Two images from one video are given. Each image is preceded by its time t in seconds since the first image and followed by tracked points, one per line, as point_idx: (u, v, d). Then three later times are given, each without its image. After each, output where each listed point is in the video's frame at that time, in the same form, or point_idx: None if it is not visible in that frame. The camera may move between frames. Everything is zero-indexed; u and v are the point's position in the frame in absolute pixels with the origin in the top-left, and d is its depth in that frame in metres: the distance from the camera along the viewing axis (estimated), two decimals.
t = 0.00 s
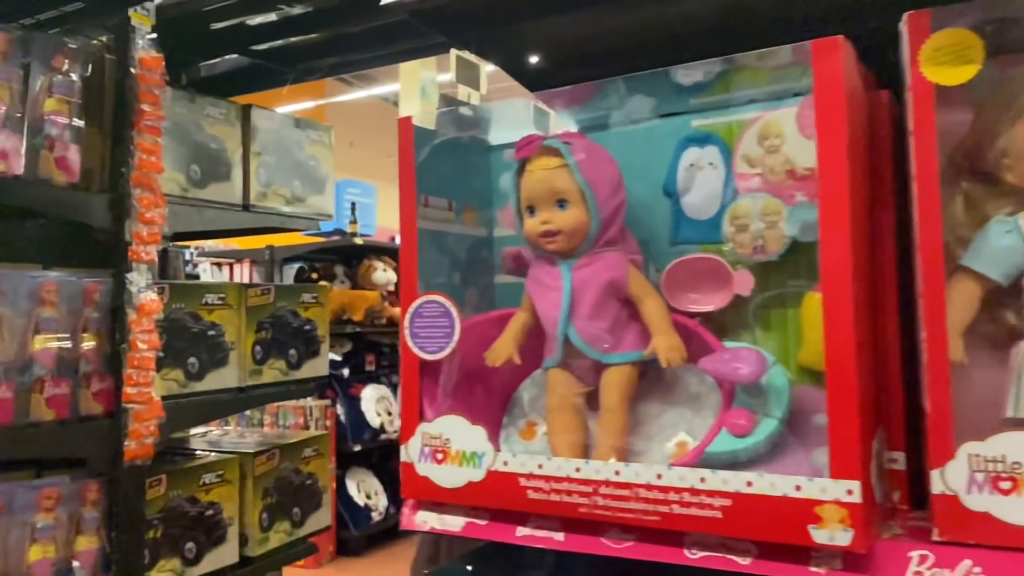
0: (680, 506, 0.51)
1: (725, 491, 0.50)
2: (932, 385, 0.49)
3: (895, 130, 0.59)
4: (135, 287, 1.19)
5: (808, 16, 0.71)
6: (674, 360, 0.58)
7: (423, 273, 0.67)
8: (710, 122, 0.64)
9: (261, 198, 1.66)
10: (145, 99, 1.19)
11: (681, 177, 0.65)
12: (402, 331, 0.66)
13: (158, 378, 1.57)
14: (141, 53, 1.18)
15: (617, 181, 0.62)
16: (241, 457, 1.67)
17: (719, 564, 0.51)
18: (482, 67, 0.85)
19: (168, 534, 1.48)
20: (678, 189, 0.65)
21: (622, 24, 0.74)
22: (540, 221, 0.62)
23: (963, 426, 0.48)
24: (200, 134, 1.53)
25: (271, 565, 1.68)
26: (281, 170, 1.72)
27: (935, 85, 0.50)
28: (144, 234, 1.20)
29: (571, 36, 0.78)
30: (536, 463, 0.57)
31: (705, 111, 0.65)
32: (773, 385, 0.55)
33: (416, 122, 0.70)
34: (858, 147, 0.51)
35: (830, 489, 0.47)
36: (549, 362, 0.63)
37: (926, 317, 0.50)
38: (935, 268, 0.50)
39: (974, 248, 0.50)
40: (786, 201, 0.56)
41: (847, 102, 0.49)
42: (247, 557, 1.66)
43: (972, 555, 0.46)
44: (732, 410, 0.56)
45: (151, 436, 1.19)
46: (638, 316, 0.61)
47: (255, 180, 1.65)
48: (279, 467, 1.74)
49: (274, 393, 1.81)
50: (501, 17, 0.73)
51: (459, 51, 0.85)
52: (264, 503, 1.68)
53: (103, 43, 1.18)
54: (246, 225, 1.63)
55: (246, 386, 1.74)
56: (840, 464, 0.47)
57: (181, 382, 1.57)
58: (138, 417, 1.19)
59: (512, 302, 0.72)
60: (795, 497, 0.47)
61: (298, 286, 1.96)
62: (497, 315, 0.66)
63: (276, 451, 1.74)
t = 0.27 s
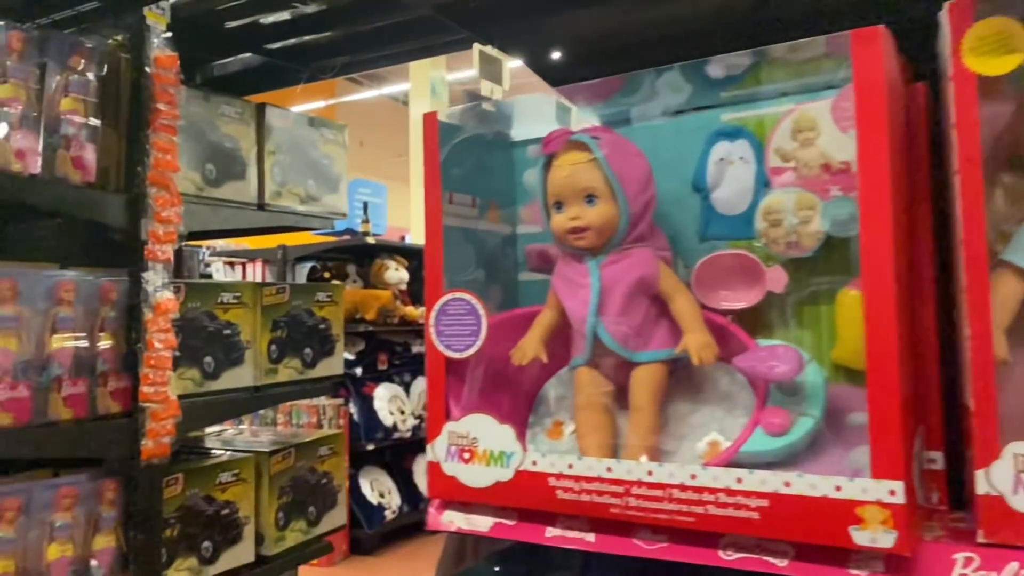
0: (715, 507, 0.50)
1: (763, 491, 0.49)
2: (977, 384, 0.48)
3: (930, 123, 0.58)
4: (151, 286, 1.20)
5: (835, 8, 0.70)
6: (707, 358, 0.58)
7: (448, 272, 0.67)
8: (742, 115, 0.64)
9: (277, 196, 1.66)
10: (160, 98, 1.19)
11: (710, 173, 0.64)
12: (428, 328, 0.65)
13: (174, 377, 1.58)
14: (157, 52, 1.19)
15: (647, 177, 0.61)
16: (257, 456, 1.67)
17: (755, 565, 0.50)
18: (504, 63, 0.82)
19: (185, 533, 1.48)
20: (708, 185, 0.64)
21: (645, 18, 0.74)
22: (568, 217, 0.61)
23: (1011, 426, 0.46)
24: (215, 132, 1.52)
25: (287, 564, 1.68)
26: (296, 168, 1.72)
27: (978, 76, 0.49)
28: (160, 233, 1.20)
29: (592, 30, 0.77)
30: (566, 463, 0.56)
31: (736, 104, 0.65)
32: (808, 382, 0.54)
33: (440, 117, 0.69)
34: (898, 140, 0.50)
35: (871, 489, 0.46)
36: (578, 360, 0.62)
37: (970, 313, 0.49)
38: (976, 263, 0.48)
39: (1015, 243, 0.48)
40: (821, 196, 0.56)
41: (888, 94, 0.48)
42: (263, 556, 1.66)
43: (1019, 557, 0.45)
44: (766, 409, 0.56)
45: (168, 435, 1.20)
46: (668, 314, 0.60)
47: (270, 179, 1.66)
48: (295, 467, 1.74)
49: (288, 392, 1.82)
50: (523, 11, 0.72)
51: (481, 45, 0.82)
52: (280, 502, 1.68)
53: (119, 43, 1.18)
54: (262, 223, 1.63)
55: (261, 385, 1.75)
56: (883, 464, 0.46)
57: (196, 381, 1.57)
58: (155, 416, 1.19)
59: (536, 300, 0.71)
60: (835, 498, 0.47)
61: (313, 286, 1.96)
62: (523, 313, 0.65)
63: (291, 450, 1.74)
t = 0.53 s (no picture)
0: (752, 503, 0.50)
1: (802, 488, 0.48)
2: None
3: (970, 112, 0.57)
4: (171, 281, 1.20)
5: None
6: (740, 352, 0.57)
7: (474, 265, 0.67)
8: (774, 106, 0.63)
9: (293, 191, 1.66)
10: (177, 93, 1.19)
11: (742, 164, 0.63)
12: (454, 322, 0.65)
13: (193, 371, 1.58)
14: (175, 47, 1.19)
15: (679, 168, 0.60)
16: (274, 450, 1.67)
17: (793, 563, 0.49)
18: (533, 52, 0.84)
19: (203, 527, 1.48)
20: (741, 176, 0.63)
21: (671, 5, 0.73)
22: (599, 209, 0.60)
23: None
24: (232, 126, 1.52)
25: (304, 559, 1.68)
26: (312, 163, 1.72)
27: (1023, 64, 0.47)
28: (179, 228, 1.21)
29: (618, 19, 0.76)
30: (598, 458, 0.55)
31: (768, 94, 0.63)
32: (848, 377, 0.53)
33: (469, 105, 0.70)
34: (944, 137, 0.51)
35: (915, 487, 0.46)
36: (608, 354, 0.61)
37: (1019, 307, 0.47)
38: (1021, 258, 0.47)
39: None
40: (858, 187, 0.54)
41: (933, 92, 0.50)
42: (281, 550, 1.67)
43: None
44: (802, 404, 0.55)
45: (186, 429, 1.20)
46: (700, 306, 0.59)
47: (287, 173, 1.65)
48: (311, 461, 1.74)
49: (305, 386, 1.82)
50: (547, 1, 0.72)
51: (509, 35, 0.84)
52: (296, 496, 1.68)
53: (136, 37, 1.18)
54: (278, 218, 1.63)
55: (277, 379, 1.75)
56: (926, 461, 0.46)
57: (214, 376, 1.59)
58: (173, 410, 1.20)
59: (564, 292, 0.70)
60: (878, 495, 0.46)
61: (330, 279, 1.95)
62: (550, 307, 0.64)
63: (308, 444, 1.75)
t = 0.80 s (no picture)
0: (789, 501, 0.49)
1: (841, 486, 0.48)
2: None
3: (1010, 103, 0.56)
4: (188, 274, 1.20)
5: None
6: (775, 347, 0.56)
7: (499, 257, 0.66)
8: (805, 96, 0.61)
9: (310, 184, 1.66)
10: (195, 86, 1.19)
11: (774, 156, 0.61)
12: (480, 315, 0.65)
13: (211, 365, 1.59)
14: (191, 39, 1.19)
15: (711, 159, 0.59)
16: (291, 444, 1.68)
17: (829, 562, 0.49)
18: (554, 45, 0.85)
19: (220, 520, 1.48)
20: (773, 168, 0.61)
21: None
22: (629, 200, 0.60)
23: None
24: (249, 120, 1.52)
25: (321, 553, 1.68)
26: (328, 156, 1.72)
27: None
28: (196, 221, 1.20)
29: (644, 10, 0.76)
30: (629, 454, 0.55)
31: (799, 85, 0.62)
32: (887, 374, 0.53)
33: (496, 96, 0.69)
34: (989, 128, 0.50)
35: (959, 486, 0.45)
36: (636, 349, 0.61)
37: None
38: None
39: None
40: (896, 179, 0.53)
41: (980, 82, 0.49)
42: (297, 544, 1.67)
43: None
44: (839, 401, 0.54)
45: (203, 422, 1.20)
46: (733, 301, 0.58)
47: (304, 167, 1.66)
48: (328, 454, 1.74)
49: (321, 380, 1.82)
50: None
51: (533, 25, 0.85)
52: (313, 490, 1.68)
53: (153, 30, 1.18)
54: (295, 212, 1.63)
55: (294, 373, 1.75)
56: (971, 460, 0.46)
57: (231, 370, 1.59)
58: (190, 403, 1.20)
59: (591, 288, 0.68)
60: (920, 494, 0.46)
61: (345, 274, 1.96)
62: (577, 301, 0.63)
63: (324, 438, 1.74)
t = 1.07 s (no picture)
0: (826, 502, 0.49)
1: (880, 486, 0.48)
2: None
3: None
4: (203, 270, 1.21)
5: None
6: (809, 343, 0.56)
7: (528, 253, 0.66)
8: (838, 90, 0.62)
9: (326, 181, 1.66)
10: (210, 82, 1.20)
11: (806, 150, 0.61)
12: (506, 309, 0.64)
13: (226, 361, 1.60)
14: (206, 35, 1.20)
15: (742, 152, 0.59)
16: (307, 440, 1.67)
17: (866, 564, 0.49)
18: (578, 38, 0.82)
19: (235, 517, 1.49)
20: (806, 161, 0.61)
21: None
22: (661, 194, 0.60)
23: None
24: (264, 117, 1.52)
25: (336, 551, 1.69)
26: (343, 153, 1.73)
27: None
28: (212, 217, 1.22)
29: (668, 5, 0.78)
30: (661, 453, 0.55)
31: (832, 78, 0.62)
32: (926, 372, 0.53)
33: (522, 89, 0.67)
34: None
35: (1003, 486, 0.45)
36: (665, 346, 0.61)
37: None
38: None
39: None
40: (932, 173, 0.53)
41: None
42: (312, 541, 1.68)
43: None
44: (877, 399, 0.54)
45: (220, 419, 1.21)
46: (765, 297, 0.58)
47: (319, 164, 1.66)
48: (342, 451, 1.74)
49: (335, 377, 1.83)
50: None
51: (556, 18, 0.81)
52: (327, 487, 1.69)
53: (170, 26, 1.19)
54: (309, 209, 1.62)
55: (309, 369, 1.75)
56: (1016, 460, 0.45)
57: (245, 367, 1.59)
58: (207, 399, 1.21)
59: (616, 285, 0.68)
60: (964, 494, 0.46)
61: (360, 271, 1.95)
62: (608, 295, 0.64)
63: (338, 435, 1.73)
